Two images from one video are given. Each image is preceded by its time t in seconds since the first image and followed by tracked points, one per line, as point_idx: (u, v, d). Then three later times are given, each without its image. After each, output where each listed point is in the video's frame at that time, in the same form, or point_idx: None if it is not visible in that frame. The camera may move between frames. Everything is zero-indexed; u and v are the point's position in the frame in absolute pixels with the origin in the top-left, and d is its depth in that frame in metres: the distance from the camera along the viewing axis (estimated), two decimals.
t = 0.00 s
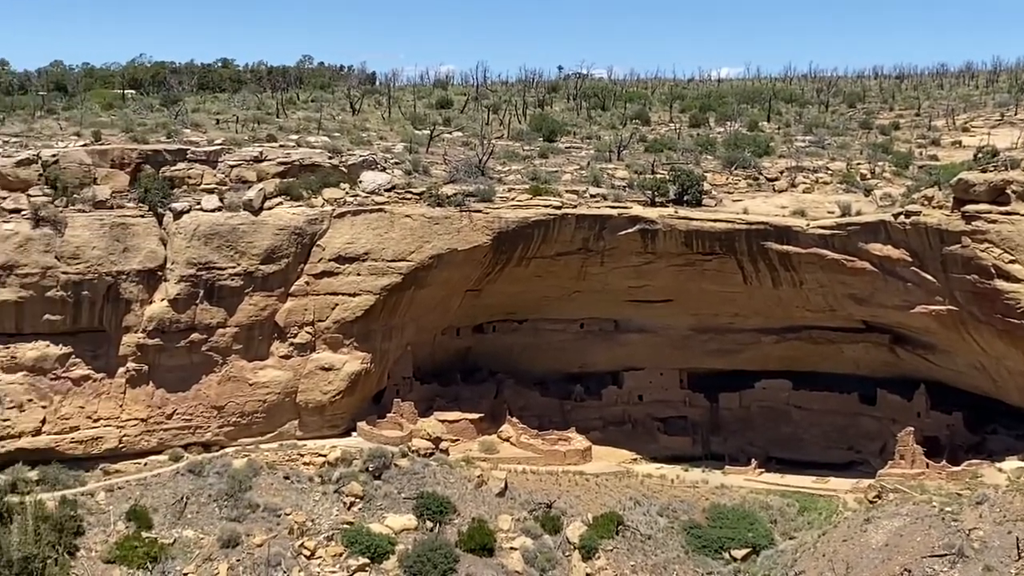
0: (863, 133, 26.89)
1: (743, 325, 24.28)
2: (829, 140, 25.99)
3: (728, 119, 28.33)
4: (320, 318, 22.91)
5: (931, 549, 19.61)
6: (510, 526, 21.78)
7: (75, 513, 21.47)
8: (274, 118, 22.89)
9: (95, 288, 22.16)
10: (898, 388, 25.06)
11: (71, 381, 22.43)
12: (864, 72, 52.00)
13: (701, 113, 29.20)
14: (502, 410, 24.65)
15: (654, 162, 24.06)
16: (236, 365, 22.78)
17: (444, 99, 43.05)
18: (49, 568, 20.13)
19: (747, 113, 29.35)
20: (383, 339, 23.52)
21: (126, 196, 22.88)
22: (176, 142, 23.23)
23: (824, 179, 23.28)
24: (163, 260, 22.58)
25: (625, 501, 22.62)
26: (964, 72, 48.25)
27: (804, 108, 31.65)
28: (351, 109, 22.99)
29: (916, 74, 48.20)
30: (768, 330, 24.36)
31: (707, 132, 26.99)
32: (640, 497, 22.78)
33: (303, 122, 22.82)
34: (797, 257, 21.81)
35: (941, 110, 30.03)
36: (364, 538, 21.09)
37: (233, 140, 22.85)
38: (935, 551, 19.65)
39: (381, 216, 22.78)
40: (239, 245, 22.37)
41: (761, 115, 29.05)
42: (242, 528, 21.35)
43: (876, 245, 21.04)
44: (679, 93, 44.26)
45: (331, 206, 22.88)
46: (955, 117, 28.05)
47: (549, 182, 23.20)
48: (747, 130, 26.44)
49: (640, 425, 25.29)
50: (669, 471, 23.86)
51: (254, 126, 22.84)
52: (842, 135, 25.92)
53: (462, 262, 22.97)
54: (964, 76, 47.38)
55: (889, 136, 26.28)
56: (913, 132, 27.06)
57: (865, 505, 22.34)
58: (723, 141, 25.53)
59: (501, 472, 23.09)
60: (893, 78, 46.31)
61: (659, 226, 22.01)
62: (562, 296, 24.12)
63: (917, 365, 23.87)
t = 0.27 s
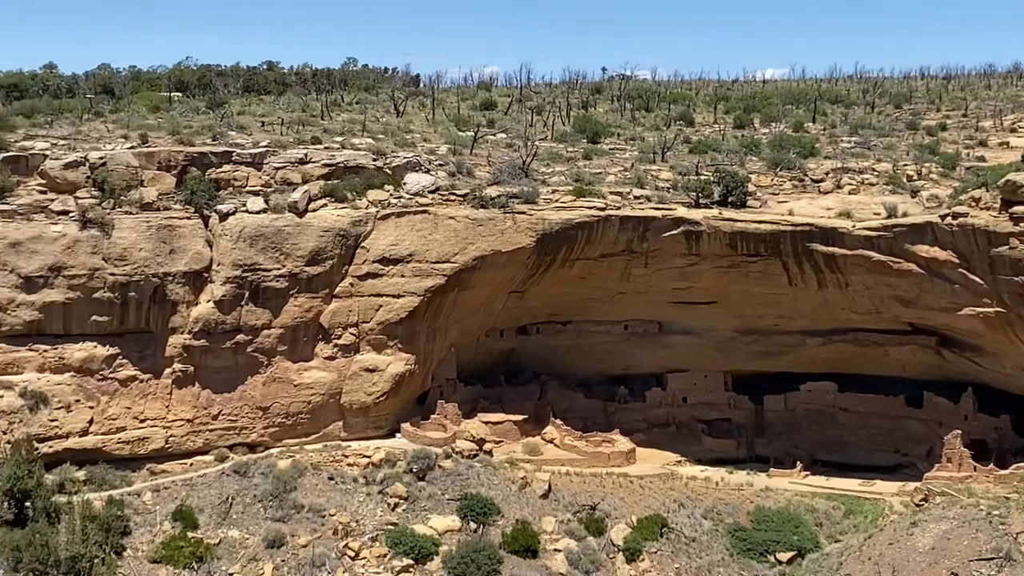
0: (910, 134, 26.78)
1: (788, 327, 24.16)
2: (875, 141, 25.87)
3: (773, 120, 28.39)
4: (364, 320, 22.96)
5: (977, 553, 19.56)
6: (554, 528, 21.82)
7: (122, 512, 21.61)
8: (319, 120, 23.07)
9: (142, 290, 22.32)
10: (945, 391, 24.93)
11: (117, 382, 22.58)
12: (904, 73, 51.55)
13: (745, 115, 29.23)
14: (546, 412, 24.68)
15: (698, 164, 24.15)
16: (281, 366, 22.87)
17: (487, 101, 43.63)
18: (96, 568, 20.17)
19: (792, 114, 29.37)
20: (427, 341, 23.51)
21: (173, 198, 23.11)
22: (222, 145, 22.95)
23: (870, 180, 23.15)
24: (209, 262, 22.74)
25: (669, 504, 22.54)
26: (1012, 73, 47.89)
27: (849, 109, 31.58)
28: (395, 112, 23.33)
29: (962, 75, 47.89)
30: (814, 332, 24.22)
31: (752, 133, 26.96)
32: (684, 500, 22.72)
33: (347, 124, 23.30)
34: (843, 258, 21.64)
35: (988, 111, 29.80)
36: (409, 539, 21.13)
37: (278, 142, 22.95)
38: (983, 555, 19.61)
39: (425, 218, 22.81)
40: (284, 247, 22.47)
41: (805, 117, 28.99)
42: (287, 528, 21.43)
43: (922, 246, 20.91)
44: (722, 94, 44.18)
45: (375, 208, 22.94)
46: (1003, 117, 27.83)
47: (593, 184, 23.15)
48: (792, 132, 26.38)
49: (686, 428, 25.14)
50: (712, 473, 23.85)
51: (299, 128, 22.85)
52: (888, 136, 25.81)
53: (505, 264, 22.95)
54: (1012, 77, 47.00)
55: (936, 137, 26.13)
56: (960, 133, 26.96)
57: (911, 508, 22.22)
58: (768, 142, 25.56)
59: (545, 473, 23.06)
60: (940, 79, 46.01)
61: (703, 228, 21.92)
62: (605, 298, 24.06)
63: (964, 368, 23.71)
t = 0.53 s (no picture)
0: (961, 135, 26.68)
1: (838, 329, 24.01)
2: (926, 141, 25.67)
3: (821, 122, 28.43)
4: (411, 321, 22.99)
5: None
6: (602, 530, 21.72)
7: (172, 512, 21.75)
8: (366, 122, 23.21)
9: (191, 291, 22.47)
10: (997, 393, 24.73)
11: (167, 383, 22.70)
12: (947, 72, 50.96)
13: (795, 115, 29.10)
14: (593, 415, 24.58)
15: (747, 165, 23.96)
16: (329, 367, 22.94)
17: (532, 98, 41.35)
18: (146, 567, 20.28)
19: (842, 114, 29.36)
20: (474, 342, 23.52)
21: (222, 201, 23.25)
22: (269, 147, 22.94)
23: (920, 181, 22.96)
24: (257, 263, 22.84)
25: (717, 506, 22.47)
26: None
27: (900, 109, 31.40)
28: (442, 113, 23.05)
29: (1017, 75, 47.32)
30: (864, 334, 24.07)
31: (801, 134, 26.90)
32: (733, 502, 22.64)
33: (394, 125, 23.01)
34: (893, 260, 21.39)
35: None
36: (456, 540, 21.15)
37: (326, 144, 23.12)
38: None
39: (472, 220, 22.80)
40: (332, 249, 22.53)
41: (855, 118, 28.86)
42: (335, 529, 21.53)
43: (974, 247, 20.58)
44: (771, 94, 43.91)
45: (423, 210, 23.00)
46: None
47: (641, 185, 23.06)
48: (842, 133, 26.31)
49: (734, 430, 25.01)
50: (762, 476, 23.69)
51: (347, 129, 23.15)
52: (940, 137, 25.61)
53: (553, 265, 22.91)
54: None
55: (989, 138, 25.88)
56: (1013, 134, 26.78)
57: (963, 512, 22.07)
58: (817, 143, 25.55)
59: (592, 475, 23.03)
60: (993, 79, 45.47)
61: (752, 229, 21.77)
62: (652, 300, 24.01)
63: (1017, 370, 23.50)
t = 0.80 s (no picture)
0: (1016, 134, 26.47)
1: (890, 330, 23.83)
2: (980, 140, 25.42)
3: (872, 120, 28.44)
4: (460, 322, 22.98)
5: None
6: (652, 532, 21.66)
7: (223, 512, 21.86)
8: (415, 124, 23.02)
9: (242, 292, 22.55)
10: None
11: (218, 383, 22.80)
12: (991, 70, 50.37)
13: (845, 115, 28.91)
14: (642, 416, 24.47)
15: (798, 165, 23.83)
16: (378, 368, 22.98)
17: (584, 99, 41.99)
18: (198, 567, 20.36)
19: (894, 114, 29.31)
20: (523, 343, 23.48)
21: (272, 202, 23.34)
22: (319, 149, 22.99)
23: (974, 181, 22.72)
24: (307, 264, 22.91)
25: (768, 508, 22.36)
26: None
27: (954, 108, 31.16)
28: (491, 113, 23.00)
29: None
30: (917, 335, 23.88)
31: (853, 133, 26.83)
32: (784, 504, 22.52)
33: (443, 127, 22.92)
34: (947, 260, 21.12)
35: None
36: (505, 542, 21.13)
37: (375, 146, 23.11)
38: None
39: (521, 220, 22.76)
40: (381, 250, 22.58)
41: (907, 117, 28.79)
42: (385, 529, 21.58)
43: None
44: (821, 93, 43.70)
45: (471, 211, 22.99)
46: None
47: (690, 186, 23.02)
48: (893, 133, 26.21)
49: (785, 431, 24.87)
50: (813, 477, 23.53)
51: (396, 131, 22.99)
52: (995, 136, 25.36)
53: (602, 266, 22.84)
54: None
55: None
56: None
57: (1017, 515, 21.89)
58: (869, 143, 25.48)
59: (642, 476, 22.97)
60: None
61: (803, 229, 21.58)
62: (703, 300, 23.94)
63: None
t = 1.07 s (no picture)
0: None
1: (945, 330, 23.64)
2: None
3: (927, 120, 28.57)
4: (511, 322, 22.97)
5: None
6: (703, 533, 21.60)
7: (274, 511, 21.96)
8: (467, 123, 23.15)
9: (293, 293, 22.62)
10: None
11: (269, 383, 22.88)
12: None
13: (899, 114, 29.01)
14: (694, 416, 24.37)
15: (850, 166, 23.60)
16: (429, 368, 23.01)
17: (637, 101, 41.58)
18: (250, 566, 20.41)
19: (948, 113, 29.38)
20: (573, 343, 23.41)
21: (323, 203, 23.40)
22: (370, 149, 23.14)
23: None
24: (358, 265, 22.96)
25: (821, 509, 22.25)
26: None
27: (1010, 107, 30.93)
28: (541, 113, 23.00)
29: None
30: (971, 335, 23.68)
31: (906, 132, 26.95)
32: (836, 505, 22.41)
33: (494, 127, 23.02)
34: (1002, 259, 20.85)
35: None
36: (556, 542, 21.10)
37: (425, 146, 23.09)
38: None
39: (571, 221, 22.73)
40: (432, 250, 22.60)
41: (963, 116, 28.82)
42: (435, 529, 21.60)
43: None
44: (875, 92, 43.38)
45: (521, 211, 22.99)
46: None
47: (742, 185, 23.14)
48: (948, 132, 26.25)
49: (837, 432, 24.72)
50: (866, 478, 23.48)
51: (447, 132, 23.18)
52: None
53: (653, 266, 22.74)
54: None
55: None
56: None
57: None
58: (923, 142, 25.50)
59: (693, 477, 22.91)
60: None
61: (856, 229, 21.39)
62: (755, 301, 23.87)
63: None
